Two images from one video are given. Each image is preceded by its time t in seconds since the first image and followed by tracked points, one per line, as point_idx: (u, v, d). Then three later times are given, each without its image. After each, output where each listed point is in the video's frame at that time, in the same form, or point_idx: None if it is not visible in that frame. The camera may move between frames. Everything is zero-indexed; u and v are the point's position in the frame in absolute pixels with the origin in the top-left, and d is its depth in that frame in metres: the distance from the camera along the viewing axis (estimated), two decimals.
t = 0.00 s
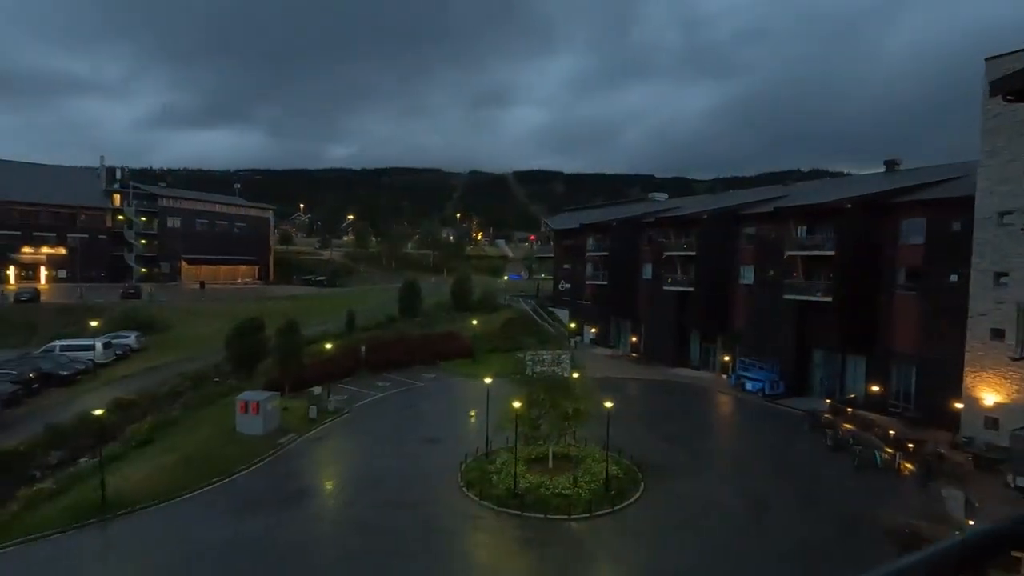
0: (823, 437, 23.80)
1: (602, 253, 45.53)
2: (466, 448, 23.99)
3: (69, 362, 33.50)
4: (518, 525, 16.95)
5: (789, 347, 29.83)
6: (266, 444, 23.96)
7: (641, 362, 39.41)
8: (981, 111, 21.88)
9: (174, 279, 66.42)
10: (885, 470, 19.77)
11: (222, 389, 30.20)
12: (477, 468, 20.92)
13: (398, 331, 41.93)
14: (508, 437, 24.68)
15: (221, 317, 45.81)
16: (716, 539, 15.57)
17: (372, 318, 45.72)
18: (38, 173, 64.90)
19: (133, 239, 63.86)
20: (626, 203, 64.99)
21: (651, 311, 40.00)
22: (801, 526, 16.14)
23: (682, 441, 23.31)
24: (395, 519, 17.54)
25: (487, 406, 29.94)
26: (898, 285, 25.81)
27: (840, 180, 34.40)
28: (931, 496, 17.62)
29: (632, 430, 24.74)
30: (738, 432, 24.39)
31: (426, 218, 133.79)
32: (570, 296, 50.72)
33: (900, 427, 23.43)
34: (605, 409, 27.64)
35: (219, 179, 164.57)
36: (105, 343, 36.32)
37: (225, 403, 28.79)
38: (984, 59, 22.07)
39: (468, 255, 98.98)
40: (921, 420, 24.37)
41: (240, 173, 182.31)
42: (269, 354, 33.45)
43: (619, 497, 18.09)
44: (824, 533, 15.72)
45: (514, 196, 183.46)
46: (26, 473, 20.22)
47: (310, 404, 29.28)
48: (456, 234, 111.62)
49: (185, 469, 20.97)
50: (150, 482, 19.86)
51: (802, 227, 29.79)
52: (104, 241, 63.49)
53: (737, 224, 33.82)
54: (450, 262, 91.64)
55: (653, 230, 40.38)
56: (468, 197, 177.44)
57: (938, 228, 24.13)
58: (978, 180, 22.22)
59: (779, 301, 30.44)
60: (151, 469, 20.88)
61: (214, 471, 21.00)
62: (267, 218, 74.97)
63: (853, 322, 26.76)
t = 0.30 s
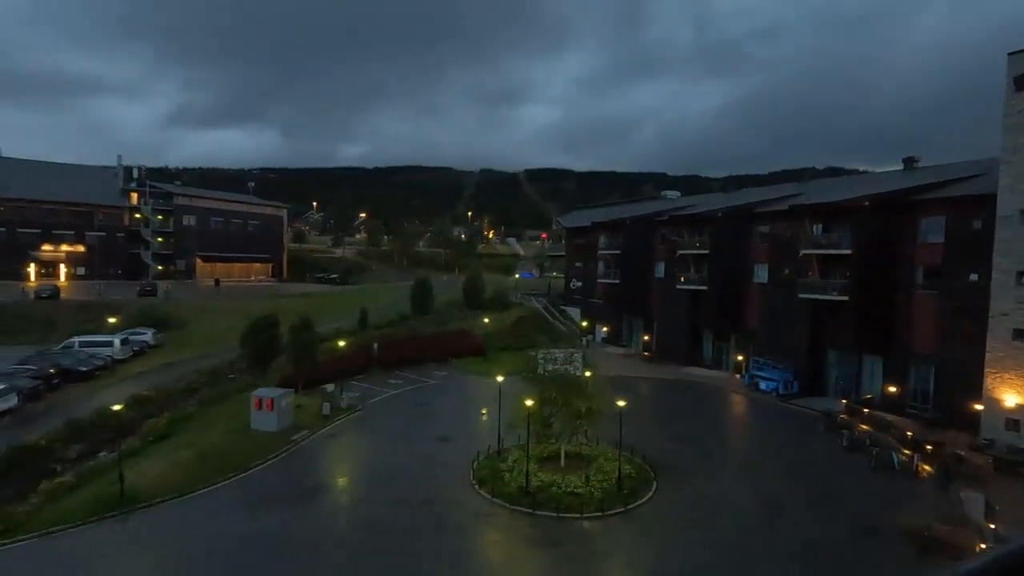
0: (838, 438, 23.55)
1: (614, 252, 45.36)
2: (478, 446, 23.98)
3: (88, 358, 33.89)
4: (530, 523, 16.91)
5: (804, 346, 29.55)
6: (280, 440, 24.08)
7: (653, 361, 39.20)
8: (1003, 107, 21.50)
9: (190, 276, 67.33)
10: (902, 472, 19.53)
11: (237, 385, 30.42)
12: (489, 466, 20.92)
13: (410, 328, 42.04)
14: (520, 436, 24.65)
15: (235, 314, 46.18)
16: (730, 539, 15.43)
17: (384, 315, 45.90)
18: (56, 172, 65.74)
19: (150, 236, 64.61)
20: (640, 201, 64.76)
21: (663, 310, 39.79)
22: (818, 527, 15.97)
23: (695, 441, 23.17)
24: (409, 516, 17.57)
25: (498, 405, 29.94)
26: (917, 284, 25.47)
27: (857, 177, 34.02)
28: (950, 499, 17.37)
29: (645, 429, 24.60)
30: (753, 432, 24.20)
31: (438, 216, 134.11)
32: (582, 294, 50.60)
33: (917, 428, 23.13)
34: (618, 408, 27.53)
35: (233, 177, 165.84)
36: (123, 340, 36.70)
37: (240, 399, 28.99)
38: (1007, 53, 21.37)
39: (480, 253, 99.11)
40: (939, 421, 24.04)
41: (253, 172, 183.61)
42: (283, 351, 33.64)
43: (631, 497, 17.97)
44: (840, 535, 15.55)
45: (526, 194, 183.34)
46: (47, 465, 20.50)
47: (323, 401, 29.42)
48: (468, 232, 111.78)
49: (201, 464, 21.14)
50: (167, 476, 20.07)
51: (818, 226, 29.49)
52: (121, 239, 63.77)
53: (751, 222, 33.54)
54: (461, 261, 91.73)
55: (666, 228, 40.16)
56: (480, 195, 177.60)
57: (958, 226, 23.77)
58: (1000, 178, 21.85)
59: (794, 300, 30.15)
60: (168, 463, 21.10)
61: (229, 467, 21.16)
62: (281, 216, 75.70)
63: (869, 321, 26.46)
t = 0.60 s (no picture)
0: (855, 439, 23.30)
1: (627, 251, 45.15)
2: (491, 444, 23.97)
3: (108, 355, 34.28)
4: (543, 522, 16.85)
5: (820, 346, 29.24)
6: (295, 438, 24.20)
7: (666, 361, 38.97)
8: None
9: (206, 275, 67.56)
10: (921, 474, 19.27)
11: (253, 382, 30.61)
12: (501, 464, 20.90)
13: (423, 327, 42.14)
14: (533, 434, 24.61)
15: (251, 312, 46.56)
16: (746, 541, 15.30)
17: (397, 314, 46.06)
18: (77, 172, 66.69)
19: (167, 236, 64.83)
20: (653, 199, 64.37)
21: (677, 309, 39.55)
22: (837, 528, 15.79)
23: (709, 441, 23.01)
24: (423, 514, 17.57)
25: (511, 403, 29.91)
26: (936, 284, 25.10)
27: (874, 175, 33.63)
28: (971, 502, 17.09)
29: (659, 429, 24.47)
30: (768, 432, 23.98)
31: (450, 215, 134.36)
32: (594, 293, 50.45)
33: (936, 430, 22.80)
34: (631, 408, 27.41)
35: (248, 176, 167.20)
36: (142, 337, 37.11)
37: (255, 396, 29.17)
38: None
39: (492, 252, 99.17)
40: (958, 422, 23.70)
41: (267, 171, 184.87)
42: (298, 349, 33.86)
43: (645, 496, 17.87)
44: (858, 537, 15.37)
45: (538, 193, 183.23)
46: (69, 460, 20.78)
47: (337, 399, 29.55)
48: (480, 231, 111.94)
49: (218, 460, 21.30)
50: (186, 471, 20.27)
51: (835, 224, 29.19)
52: (140, 239, 64.82)
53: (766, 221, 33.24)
54: (474, 260, 91.82)
55: (680, 227, 39.90)
56: (492, 194, 177.70)
57: (980, 224, 23.38)
58: None
59: (810, 299, 29.84)
60: (185, 459, 21.32)
61: (246, 463, 21.31)
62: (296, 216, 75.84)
63: (887, 321, 26.12)
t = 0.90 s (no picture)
0: (872, 441, 23.08)
1: (641, 251, 45.00)
2: (505, 444, 24.01)
3: (129, 352, 34.76)
4: (557, 523, 16.86)
5: (838, 348, 28.97)
6: (311, 435, 24.40)
7: (681, 362, 38.78)
8: None
9: (223, 274, 68.18)
10: (942, 478, 19.07)
11: (269, 381, 30.89)
12: (515, 464, 20.93)
13: (438, 326, 42.30)
14: (547, 435, 24.62)
15: (267, 311, 46.98)
16: (762, 543, 15.21)
17: (411, 313, 46.31)
18: (98, 172, 67.82)
19: (186, 235, 65.78)
20: (668, 199, 64.06)
21: (691, 310, 39.36)
22: (855, 533, 15.64)
23: (724, 442, 22.91)
24: (438, 513, 17.66)
25: (525, 403, 29.94)
26: (959, 286, 24.76)
27: (893, 175, 33.27)
28: (993, 507, 16.86)
29: (673, 430, 24.38)
30: (784, 435, 23.82)
31: (463, 216, 134.70)
32: (608, 294, 50.34)
33: (957, 434, 22.51)
34: (646, 409, 27.32)
35: (264, 177, 168.83)
36: (161, 335, 37.61)
37: (272, 394, 29.45)
38: None
39: (505, 252, 99.29)
40: (979, 426, 23.39)
41: (283, 172, 186.34)
42: (314, 348, 34.12)
43: (659, 498, 17.83)
44: (875, 541, 15.24)
45: (552, 193, 183.09)
46: (92, 455, 21.13)
47: (351, 397, 29.72)
48: (493, 231, 112.06)
49: (236, 456, 21.53)
50: (205, 467, 20.53)
51: (853, 225, 28.93)
52: (159, 239, 65.70)
53: (783, 221, 32.99)
54: (487, 260, 91.96)
55: (695, 228, 39.74)
56: (506, 194, 177.85)
57: (1004, 225, 22.98)
58: None
59: (827, 301, 29.57)
60: (204, 455, 21.59)
61: (263, 460, 21.53)
62: (312, 216, 76.15)
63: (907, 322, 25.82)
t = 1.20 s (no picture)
0: (891, 446, 22.84)
1: (656, 252, 44.87)
2: (519, 444, 24.05)
3: (150, 349, 35.30)
4: (573, 523, 16.88)
5: (857, 351, 28.72)
6: (327, 433, 24.63)
7: (697, 364, 38.57)
8: None
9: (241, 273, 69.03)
10: (965, 485, 18.87)
11: (287, 379, 31.22)
12: (529, 464, 20.99)
13: (453, 326, 42.47)
14: (561, 435, 24.65)
15: (284, 309, 47.45)
16: (778, 547, 15.15)
17: (426, 313, 46.54)
18: (121, 172, 68.99)
19: (206, 235, 66.64)
20: (684, 200, 63.74)
21: (707, 311, 39.18)
22: (874, 538, 15.52)
23: (740, 445, 22.79)
24: (454, 512, 17.77)
25: (539, 403, 29.96)
26: (982, 289, 24.46)
27: (914, 176, 32.93)
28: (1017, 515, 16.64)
29: (689, 432, 24.30)
30: (801, 438, 23.66)
31: (478, 216, 134.97)
32: (623, 295, 50.23)
33: (980, 439, 22.23)
34: (661, 411, 27.25)
35: (281, 177, 170.54)
36: (182, 333, 38.14)
37: (289, 392, 29.76)
38: None
39: (519, 252, 99.39)
40: (1002, 432, 23.07)
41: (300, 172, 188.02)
42: (331, 347, 34.40)
43: (674, 500, 17.78)
44: (893, 547, 15.10)
45: (566, 194, 182.90)
46: (115, 449, 21.50)
47: (367, 396, 29.93)
48: (507, 231, 112.22)
49: (254, 453, 21.79)
50: (224, 463, 20.81)
51: (874, 226, 28.53)
52: (179, 238, 66.38)
53: (801, 222, 32.77)
54: (502, 259, 92.13)
55: (711, 229, 39.56)
56: (520, 194, 177.98)
57: None
58: None
59: (846, 303, 29.32)
60: (224, 451, 21.87)
61: (280, 457, 21.77)
62: (328, 216, 76.55)
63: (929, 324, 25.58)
